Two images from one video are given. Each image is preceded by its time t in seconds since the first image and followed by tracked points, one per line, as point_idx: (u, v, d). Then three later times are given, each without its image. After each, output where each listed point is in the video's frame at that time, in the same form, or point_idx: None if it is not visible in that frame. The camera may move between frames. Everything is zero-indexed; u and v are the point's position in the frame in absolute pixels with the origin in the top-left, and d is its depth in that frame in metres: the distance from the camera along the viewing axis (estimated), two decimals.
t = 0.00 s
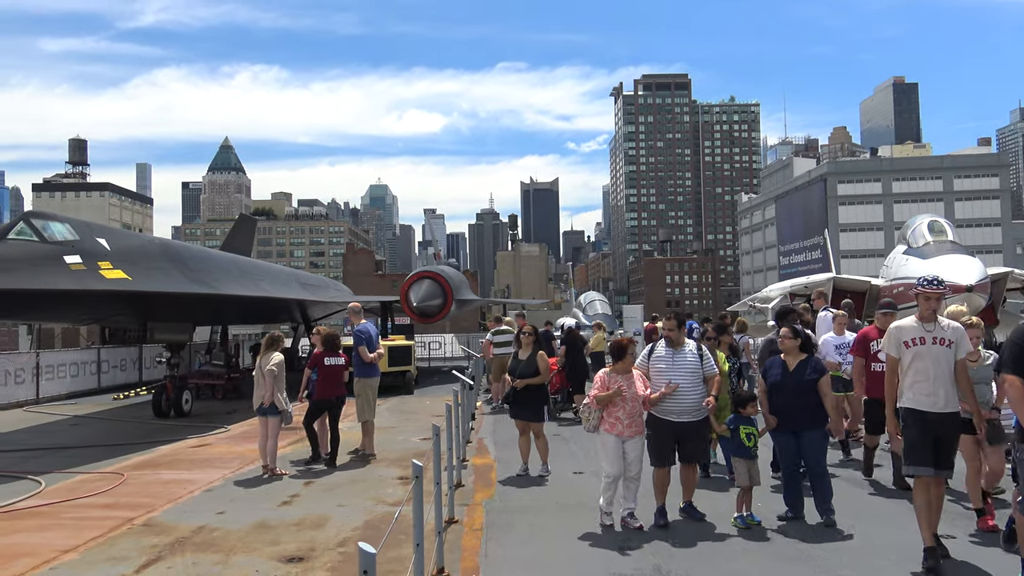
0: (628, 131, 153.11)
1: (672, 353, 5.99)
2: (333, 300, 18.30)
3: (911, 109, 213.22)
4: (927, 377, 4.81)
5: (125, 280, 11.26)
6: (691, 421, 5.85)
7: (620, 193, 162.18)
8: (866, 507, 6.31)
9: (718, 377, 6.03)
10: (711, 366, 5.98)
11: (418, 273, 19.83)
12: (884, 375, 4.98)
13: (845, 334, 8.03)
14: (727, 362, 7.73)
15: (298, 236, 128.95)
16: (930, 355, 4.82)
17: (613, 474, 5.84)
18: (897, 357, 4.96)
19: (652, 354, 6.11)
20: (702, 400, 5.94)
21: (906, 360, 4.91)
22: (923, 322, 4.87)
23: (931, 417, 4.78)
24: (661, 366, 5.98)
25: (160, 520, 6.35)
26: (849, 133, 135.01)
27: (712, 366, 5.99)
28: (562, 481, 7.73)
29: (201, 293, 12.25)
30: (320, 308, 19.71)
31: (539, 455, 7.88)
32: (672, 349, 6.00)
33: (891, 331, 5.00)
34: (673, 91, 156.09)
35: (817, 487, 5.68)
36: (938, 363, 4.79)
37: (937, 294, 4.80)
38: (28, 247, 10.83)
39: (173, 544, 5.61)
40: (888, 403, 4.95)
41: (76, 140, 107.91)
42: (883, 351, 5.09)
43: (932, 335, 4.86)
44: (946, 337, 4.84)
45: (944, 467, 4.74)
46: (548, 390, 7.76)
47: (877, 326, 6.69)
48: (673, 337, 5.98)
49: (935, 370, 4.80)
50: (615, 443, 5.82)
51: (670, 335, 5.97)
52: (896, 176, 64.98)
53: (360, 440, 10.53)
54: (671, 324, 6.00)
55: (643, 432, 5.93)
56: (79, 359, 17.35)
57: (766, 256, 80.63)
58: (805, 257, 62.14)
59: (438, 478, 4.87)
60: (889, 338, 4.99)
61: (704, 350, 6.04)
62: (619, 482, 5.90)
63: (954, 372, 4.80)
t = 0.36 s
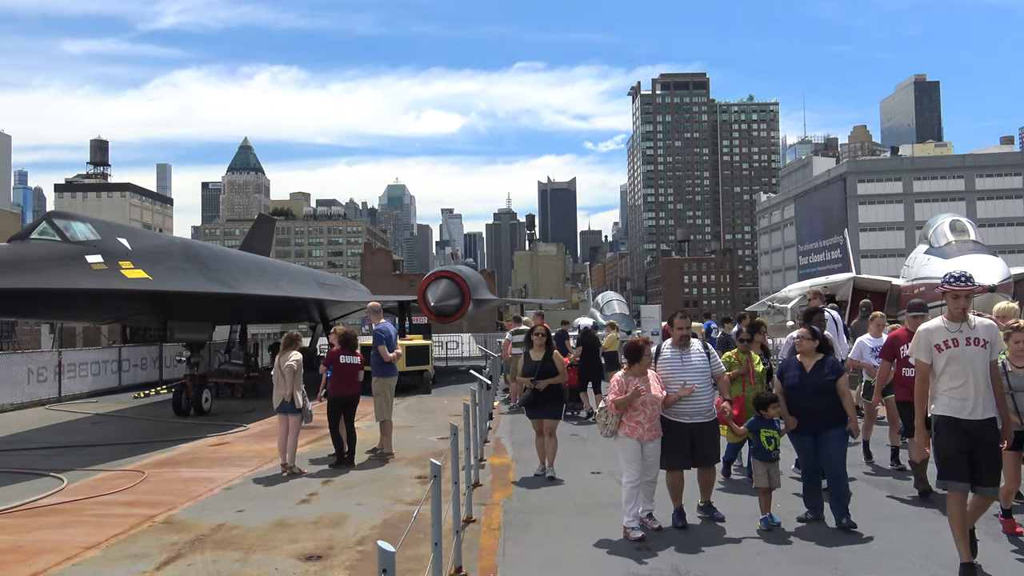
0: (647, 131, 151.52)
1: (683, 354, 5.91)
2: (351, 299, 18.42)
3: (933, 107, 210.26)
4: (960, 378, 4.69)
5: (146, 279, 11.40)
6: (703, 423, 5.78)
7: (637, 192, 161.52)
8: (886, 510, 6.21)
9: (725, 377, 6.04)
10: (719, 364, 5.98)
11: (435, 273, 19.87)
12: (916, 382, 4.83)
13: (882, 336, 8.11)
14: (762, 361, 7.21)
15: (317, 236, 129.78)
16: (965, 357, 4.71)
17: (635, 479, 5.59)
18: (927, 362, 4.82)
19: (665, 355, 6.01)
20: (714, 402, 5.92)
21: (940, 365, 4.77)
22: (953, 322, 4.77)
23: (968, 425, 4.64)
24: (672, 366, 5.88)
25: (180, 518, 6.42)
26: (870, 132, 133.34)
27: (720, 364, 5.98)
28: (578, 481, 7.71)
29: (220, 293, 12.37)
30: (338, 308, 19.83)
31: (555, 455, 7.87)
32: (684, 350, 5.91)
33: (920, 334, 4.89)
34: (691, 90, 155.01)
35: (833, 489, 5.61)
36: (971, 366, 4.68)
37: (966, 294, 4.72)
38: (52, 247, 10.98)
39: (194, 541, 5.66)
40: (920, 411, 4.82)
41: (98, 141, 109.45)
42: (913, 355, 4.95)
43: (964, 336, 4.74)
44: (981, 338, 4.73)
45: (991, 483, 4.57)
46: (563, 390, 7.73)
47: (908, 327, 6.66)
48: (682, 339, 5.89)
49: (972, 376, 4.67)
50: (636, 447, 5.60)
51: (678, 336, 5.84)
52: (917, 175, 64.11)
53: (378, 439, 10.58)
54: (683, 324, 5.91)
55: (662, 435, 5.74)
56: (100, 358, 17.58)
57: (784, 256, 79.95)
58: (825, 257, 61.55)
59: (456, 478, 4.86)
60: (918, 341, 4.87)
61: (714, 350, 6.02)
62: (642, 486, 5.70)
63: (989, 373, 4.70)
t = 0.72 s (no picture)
0: (665, 130, 150.60)
1: (700, 354, 5.88)
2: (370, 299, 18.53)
3: (955, 104, 207.11)
4: (998, 389, 4.52)
5: (166, 279, 11.54)
6: (721, 423, 5.74)
7: (655, 191, 160.69)
8: (913, 514, 6.10)
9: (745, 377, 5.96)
10: (738, 365, 5.91)
11: (454, 272, 19.91)
12: (952, 390, 4.60)
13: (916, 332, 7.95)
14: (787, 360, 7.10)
15: (335, 236, 130.63)
16: (1006, 364, 4.51)
17: (650, 484, 5.54)
18: (961, 367, 4.61)
19: (683, 353, 5.99)
20: (733, 403, 5.87)
21: (978, 369, 4.57)
22: (998, 326, 4.55)
23: (1009, 439, 4.48)
24: (690, 368, 5.84)
25: (201, 515, 6.49)
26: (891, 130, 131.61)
27: (739, 366, 5.92)
28: (597, 482, 7.70)
29: (241, 293, 12.52)
30: (356, 307, 19.98)
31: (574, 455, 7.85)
32: (702, 348, 5.88)
33: (960, 334, 4.65)
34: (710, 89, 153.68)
35: (855, 494, 5.53)
36: (1013, 376, 4.48)
37: (1018, 295, 4.43)
38: (74, 247, 11.14)
39: (214, 539, 5.72)
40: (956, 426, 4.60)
41: (119, 142, 110.97)
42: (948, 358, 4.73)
43: (1008, 343, 4.53)
44: None
45: None
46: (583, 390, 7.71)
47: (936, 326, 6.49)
48: (699, 338, 5.83)
49: (1011, 385, 4.49)
50: (654, 448, 5.54)
51: (696, 335, 5.82)
52: (939, 174, 63.23)
53: (397, 438, 10.65)
54: (702, 322, 5.87)
55: (679, 436, 5.67)
56: (121, 357, 17.82)
57: (804, 256, 79.27)
58: (844, 257, 60.97)
59: (475, 477, 4.88)
60: (957, 342, 4.63)
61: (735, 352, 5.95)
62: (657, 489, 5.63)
63: None
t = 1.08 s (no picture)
0: (682, 129, 149.62)
1: (728, 356, 5.77)
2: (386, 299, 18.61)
3: (977, 102, 204.20)
4: None
5: (185, 279, 11.66)
6: (746, 429, 5.64)
7: (672, 191, 159.84)
8: (938, 521, 6.05)
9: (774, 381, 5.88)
10: (766, 369, 5.83)
11: (470, 272, 19.95)
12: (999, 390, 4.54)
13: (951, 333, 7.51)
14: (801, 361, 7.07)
15: (352, 236, 131.28)
16: None
17: (670, 488, 5.50)
18: (1007, 362, 4.56)
19: (710, 355, 5.91)
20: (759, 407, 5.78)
21: None
22: None
23: None
24: (717, 369, 5.73)
25: (219, 514, 6.54)
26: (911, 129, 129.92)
27: (767, 369, 5.83)
28: (614, 482, 7.66)
29: (259, 292, 12.63)
30: (373, 307, 20.07)
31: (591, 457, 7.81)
32: (731, 351, 5.78)
33: (1007, 329, 4.61)
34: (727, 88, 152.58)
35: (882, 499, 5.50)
36: None
37: None
38: (95, 247, 11.30)
39: (232, 538, 5.77)
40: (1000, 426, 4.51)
41: (139, 143, 112.22)
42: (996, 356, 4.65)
43: None
44: None
45: None
46: (605, 391, 7.70)
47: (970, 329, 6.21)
48: (729, 339, 5.74)
49: None
50: (675, 453, 5.50)
51: (727, 335, 5.69)
52: (959, 173, 62.46)
53: (413, 438, 10.68)
54: (731, 323, 5.79)
55: (703, 440, 5.59)
56: (141, 356, 18.02)
57: (822, 256, 78.52)
58: (863, 257, 60.29)
59: (492, 477, 4.86)
60: (1003, 337, 4.59)
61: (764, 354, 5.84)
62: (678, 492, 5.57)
63: None
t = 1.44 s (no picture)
0: (698, 128, 149.05)
1: (761, 355, 5.65)
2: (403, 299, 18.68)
3: (998, 100, 201.29)
4: None
5: (203, 280, 11.78)
6: (774, 432, 5.53)
7: (689, 190, 159.06)
8: (952, 524, 6.02)
9: (802, 385, 5.77)
10: (795, 371, 5.72)
11: (487, 273, 19.97)
12: None
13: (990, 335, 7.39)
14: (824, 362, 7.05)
15: (369, 236, 131.89)
16: None
17: (698, 491, 5.37)
18: None
19: (739, 354, 5.78)
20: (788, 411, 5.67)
21: None
22: None
23: None
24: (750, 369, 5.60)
25: (237, 513, 6.59)
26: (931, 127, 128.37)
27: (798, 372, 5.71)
28: (632, 483, 7.59)
29: (276, 292, 12.74)
30: (390, 308, 20.16)
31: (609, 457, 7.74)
32: (763, 350, 5.67)
33: None
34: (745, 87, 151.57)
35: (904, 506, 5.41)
36: None
37: None
38: (114, 248, 11.44)
39: (250, 536, 5.82)
40: None
41: (158, 145, 113.47)
42: None
43: None
44: None
45: None
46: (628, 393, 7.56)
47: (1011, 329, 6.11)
48: (763, 339, 5.63)
49: None
50: (705, 457, 5.35)
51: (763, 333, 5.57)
52: (980, 171, 61.74)
53: (430, 437, 10.70)
54: (764, 323, 5.68)
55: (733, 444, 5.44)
56: (160, 356, 18.23)
57: (840, 255, 77.83)
58: (882, 256, 59.72)
59: (509, 477, 4.82)
60: None
61: (793, 355, 5.73)
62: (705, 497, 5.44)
63: None
